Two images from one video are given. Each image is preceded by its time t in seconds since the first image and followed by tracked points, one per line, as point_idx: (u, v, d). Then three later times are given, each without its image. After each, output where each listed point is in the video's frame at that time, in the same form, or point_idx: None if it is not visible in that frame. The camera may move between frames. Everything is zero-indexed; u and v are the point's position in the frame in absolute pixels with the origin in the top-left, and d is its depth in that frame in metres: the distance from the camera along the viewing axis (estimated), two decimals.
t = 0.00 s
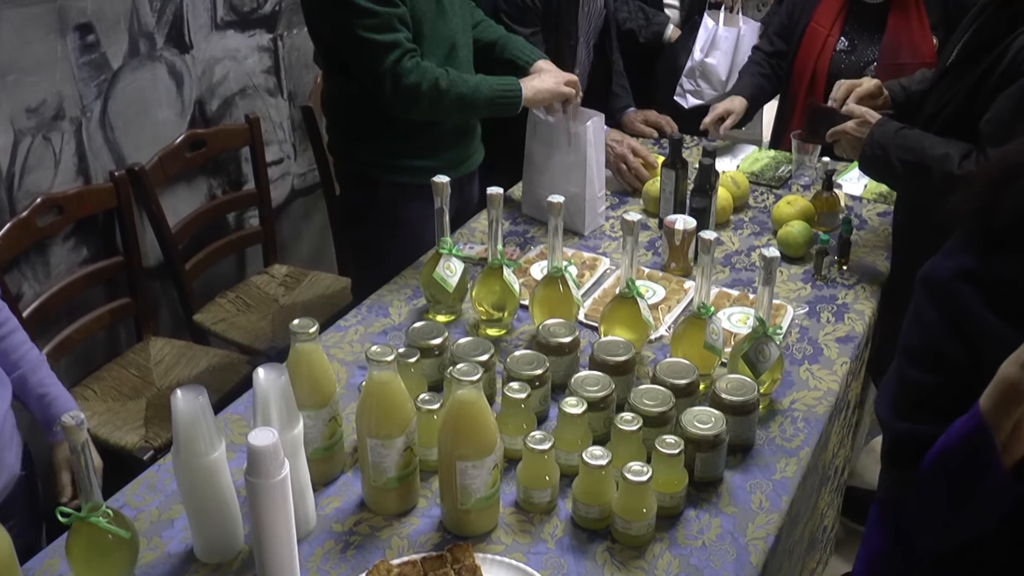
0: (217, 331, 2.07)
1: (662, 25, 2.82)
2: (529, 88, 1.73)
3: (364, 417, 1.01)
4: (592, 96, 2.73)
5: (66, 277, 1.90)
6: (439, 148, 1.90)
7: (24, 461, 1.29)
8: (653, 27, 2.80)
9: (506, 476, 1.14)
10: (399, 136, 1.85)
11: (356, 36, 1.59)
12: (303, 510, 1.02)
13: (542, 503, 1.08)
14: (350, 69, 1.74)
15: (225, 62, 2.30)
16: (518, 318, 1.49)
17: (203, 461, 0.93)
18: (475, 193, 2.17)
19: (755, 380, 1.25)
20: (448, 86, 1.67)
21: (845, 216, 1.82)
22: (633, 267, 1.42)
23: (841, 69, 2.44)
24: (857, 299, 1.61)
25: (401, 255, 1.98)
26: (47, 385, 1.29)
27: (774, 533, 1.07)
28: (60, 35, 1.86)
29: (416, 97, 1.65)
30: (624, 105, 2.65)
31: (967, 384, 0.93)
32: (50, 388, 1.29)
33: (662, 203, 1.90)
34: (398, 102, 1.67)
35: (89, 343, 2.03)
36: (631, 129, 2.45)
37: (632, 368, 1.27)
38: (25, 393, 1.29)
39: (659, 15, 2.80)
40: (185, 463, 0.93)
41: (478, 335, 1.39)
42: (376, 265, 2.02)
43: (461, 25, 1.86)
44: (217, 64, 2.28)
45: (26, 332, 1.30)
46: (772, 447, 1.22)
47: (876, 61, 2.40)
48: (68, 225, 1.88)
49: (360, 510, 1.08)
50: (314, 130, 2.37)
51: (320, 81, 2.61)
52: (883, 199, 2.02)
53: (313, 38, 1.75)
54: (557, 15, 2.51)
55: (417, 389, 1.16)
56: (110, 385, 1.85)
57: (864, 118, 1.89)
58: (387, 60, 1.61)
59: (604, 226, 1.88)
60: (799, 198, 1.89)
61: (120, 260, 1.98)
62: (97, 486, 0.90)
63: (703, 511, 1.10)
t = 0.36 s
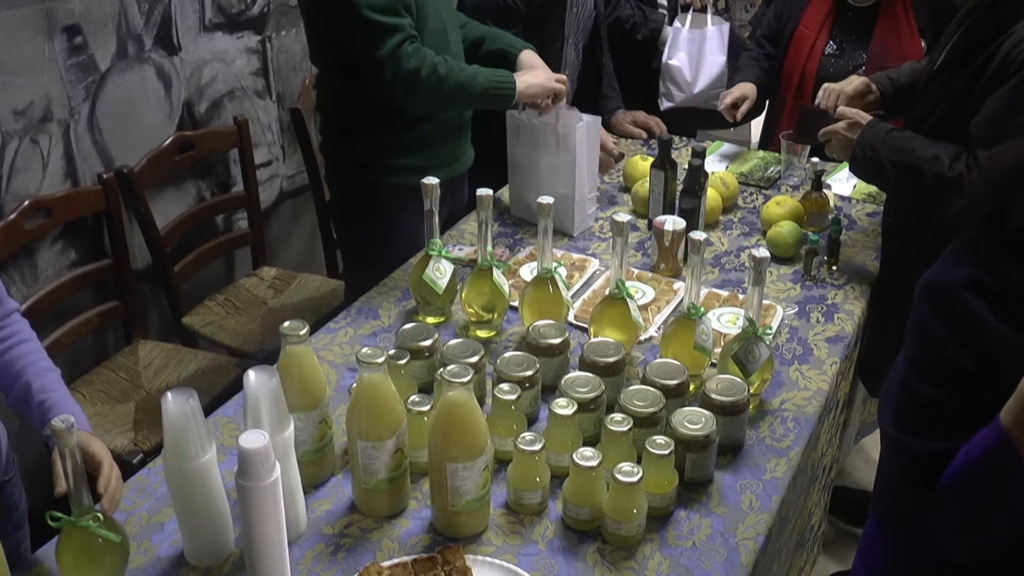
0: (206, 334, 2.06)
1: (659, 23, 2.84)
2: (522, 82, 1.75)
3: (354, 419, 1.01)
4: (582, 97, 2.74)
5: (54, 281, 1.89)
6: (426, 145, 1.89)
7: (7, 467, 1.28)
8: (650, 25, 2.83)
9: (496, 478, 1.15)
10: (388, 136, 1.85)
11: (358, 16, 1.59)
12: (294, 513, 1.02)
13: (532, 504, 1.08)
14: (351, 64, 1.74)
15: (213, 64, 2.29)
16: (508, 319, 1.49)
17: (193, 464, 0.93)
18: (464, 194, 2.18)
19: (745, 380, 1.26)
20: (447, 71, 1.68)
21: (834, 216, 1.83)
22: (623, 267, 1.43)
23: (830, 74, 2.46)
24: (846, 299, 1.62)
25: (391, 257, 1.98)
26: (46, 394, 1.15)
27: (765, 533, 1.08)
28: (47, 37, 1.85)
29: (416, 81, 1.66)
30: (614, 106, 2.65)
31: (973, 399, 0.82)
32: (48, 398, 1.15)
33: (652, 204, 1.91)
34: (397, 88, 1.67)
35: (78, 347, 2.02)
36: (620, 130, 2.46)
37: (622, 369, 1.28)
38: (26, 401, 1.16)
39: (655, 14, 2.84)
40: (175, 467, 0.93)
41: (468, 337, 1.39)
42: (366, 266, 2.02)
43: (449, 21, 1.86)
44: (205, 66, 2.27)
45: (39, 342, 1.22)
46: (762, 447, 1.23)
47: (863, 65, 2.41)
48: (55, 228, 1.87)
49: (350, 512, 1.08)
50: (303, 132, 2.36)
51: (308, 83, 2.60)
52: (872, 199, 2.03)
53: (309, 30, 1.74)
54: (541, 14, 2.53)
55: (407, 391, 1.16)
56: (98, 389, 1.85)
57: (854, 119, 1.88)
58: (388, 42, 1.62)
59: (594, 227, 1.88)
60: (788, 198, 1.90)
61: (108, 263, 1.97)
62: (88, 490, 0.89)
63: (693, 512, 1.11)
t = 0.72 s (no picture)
0: (199, 334, 2.06)
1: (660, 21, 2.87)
2: (518, 78, 1.74)
3: (349, 419, 1.01)
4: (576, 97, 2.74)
5: (48, 281, 1.88)
6: (422, 142, 1.88)
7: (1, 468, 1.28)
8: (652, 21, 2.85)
9: (490, 477, 1.15)
10: (384, 134, 1.84)
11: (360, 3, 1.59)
12: (288, 513, 1.02)
13: (526, 504, 1.08)
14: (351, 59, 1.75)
15: (206, 63, 2.29)
16: (502, 318, 1.49)
17: (187, 465, 0.93)
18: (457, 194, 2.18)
19: (739, 379, 1.26)
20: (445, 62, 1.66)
21: (827, 215, 1.83)
22: (617, 266, 1.43)
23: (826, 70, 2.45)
24: (840, 298, 1.63)
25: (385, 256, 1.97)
26: (39, 393, 1.15)
27: (759, 532, 1.08)
28: (39, 37, 1.85)
29: (412, 73, 1.64)
30: (608, 106, 2.66)
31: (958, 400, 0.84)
32: (41, 398, 1.15)
33: (646, 203, 1.91)
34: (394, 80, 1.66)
35: (71, 347, 2.02)
36: (614, 129, 2.46)
37: (616, 368, 1.28)
38: (20, 402, 1.16)
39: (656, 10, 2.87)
40: (169, 467, 0.93)
41: (462, 336, 1.39)
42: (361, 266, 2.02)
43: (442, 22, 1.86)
44: (199, 65, 2.27)
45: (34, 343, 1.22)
46: (756, 446, 1.23)
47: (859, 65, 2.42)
48: (48, 228, 1.87)
49: (345, 512, 1.08)
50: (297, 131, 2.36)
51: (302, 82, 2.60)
52: (866, 198, 2.03)
53: (308, 26, 1.74)
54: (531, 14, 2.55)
55: (402, 390, 1.16)
56: (92, 389, 1.84)
57: (851, 116, 1.88)
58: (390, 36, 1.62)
59: (587, 226, 1.88)
60: (782, 197, 1.90)
61: (101, 262, 1.96)
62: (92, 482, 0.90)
63: (687, 511, 1.11)
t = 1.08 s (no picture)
0: (199, 330, 2.06)
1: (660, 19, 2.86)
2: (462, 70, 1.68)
3: (349, 416, 1.01)
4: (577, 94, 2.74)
5: (47, 277, 1.88)
6: (399, 149, 1.87)
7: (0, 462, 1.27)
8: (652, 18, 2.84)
9: (490, 475, 1.15)
10: (375, 134, 1.83)
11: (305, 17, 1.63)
12: (288, 511, 1.02)
13: (526, 501, 1.08)
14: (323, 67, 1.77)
15: (207, 59, 2.28)
16: (503, 316, 1.49)
17: (187, 461, 0.92)
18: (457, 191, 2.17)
19: (739, 377, 1.26)
20: (379, 81, 1.64)
21: (827, 213, 1.83)
22: (617, 264, 1.42)
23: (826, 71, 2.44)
24: (840, 295, 1.63)
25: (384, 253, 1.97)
26: (39, 385, 1.15)
27: (759, 530, 1.08)
28: (39, 33, 1.84)
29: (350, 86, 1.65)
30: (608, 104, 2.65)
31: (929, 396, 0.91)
32: (42, 389, 1.15)
33: (646, 200, 1.90)
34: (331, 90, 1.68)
35: (71, 343, 2.02)
36: (614, 126, 2.46)
37: (617, 366, 1.28)
38: (21, 392, 1.16)
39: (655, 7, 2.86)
40: (169, 463, 0.93)
41: (462, 334, 1.38)
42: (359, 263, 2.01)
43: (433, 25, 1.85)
44: (199, 62, 2.26)
45: (30, 333, 1.21)
46: (756, 444, 1.23)
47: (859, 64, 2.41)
48: (48, 225, 1.87)
49: (345, 509, 1.07)
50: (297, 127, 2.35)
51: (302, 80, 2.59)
52: (866, 196, 2.03)
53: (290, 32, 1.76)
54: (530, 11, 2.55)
55: (402, 388, 1.16)
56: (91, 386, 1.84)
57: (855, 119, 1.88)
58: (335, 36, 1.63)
59: (588, 223, 1.88)
60: (782, 195, 1.90)
61: (101, 259, 1.96)
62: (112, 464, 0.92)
63: (687, 509, 1.11)
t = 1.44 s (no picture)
0: (202, 326, 2.06)
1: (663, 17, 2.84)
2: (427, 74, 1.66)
3: (351, 413, 1.01)
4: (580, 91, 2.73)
5: (49, 273, 1.88)
6: (389, 151, 1.86)
7: None
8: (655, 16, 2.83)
9: (493, 472, 1.14)
10: (365, 135, 1.82)
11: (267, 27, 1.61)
12: (290, 507, 1.01)
13: (529, 499, 1.08)
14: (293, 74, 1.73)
15: (209, 56, 2.28)
16: (505, 313, 1.49)
17: (188, 457, 0.92)
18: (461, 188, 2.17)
19: (742, 375, 1.25)
20: (340, 89, 1.62)
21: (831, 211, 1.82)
22: (620, 261, 1.42)
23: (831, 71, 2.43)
24: (843, 294, 1.62)
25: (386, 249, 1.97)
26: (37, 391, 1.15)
27: (761, 529, 1.08)
28: (43, 28, 1.84)
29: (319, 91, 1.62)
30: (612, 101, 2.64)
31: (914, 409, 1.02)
32: (39, 395, 1.15)
33: (649, 197, 1.90)
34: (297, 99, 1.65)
35: (73, 339, 2.02)
36: (617, 124, 2.45)
37: (619, 363, 1.27)
38: (19, 398, 1.16)
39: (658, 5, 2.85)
40: (171, 459, 0.93)
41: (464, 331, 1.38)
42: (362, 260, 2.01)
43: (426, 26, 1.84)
44: (201, 58, 2.26)
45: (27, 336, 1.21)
46: (758, 443, 1.23)
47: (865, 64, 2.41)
48: (50, 219, 1.87)
49: (347, 506, 1.07)
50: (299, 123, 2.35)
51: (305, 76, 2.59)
52: (869, 194, 2.03)
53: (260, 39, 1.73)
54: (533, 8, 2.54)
55: (404, 384, 1.16)
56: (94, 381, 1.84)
57: (852, 113, 1.84)
58: (295, 45, 1.61)
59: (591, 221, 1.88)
60: (786, 193, 1.90)
61: (104, 254, 1.96)
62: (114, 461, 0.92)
63: (689, 507, 1.11)
